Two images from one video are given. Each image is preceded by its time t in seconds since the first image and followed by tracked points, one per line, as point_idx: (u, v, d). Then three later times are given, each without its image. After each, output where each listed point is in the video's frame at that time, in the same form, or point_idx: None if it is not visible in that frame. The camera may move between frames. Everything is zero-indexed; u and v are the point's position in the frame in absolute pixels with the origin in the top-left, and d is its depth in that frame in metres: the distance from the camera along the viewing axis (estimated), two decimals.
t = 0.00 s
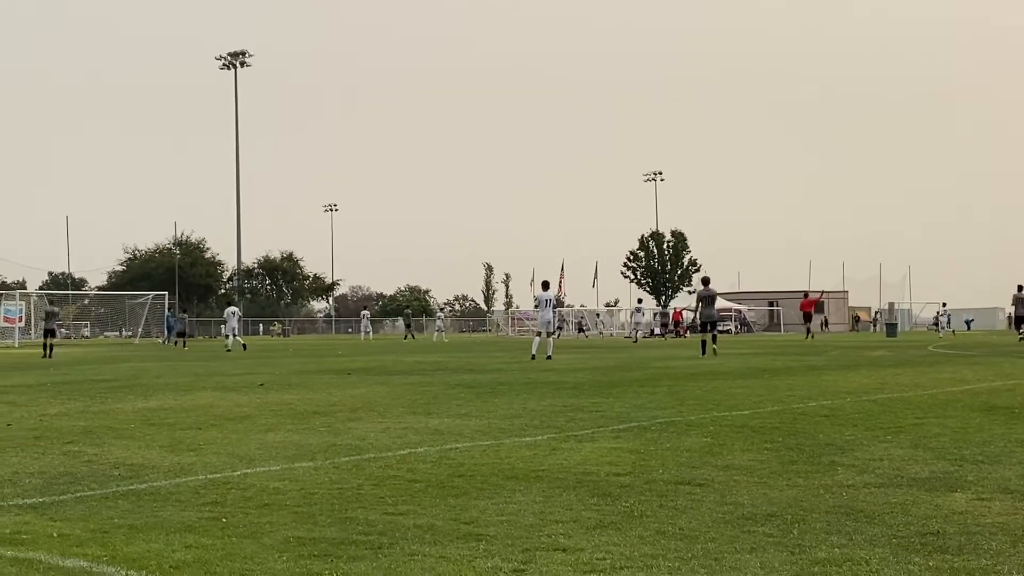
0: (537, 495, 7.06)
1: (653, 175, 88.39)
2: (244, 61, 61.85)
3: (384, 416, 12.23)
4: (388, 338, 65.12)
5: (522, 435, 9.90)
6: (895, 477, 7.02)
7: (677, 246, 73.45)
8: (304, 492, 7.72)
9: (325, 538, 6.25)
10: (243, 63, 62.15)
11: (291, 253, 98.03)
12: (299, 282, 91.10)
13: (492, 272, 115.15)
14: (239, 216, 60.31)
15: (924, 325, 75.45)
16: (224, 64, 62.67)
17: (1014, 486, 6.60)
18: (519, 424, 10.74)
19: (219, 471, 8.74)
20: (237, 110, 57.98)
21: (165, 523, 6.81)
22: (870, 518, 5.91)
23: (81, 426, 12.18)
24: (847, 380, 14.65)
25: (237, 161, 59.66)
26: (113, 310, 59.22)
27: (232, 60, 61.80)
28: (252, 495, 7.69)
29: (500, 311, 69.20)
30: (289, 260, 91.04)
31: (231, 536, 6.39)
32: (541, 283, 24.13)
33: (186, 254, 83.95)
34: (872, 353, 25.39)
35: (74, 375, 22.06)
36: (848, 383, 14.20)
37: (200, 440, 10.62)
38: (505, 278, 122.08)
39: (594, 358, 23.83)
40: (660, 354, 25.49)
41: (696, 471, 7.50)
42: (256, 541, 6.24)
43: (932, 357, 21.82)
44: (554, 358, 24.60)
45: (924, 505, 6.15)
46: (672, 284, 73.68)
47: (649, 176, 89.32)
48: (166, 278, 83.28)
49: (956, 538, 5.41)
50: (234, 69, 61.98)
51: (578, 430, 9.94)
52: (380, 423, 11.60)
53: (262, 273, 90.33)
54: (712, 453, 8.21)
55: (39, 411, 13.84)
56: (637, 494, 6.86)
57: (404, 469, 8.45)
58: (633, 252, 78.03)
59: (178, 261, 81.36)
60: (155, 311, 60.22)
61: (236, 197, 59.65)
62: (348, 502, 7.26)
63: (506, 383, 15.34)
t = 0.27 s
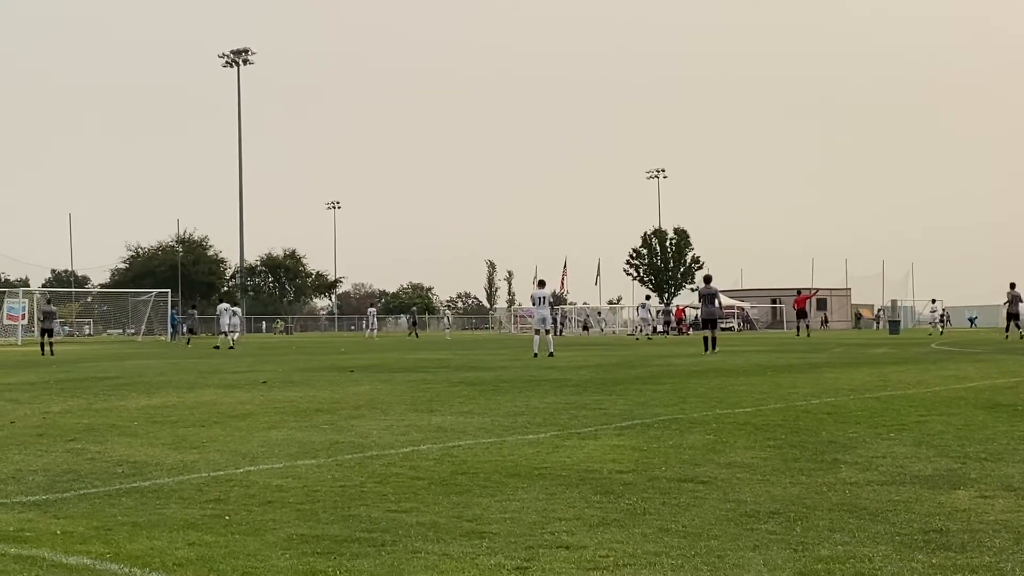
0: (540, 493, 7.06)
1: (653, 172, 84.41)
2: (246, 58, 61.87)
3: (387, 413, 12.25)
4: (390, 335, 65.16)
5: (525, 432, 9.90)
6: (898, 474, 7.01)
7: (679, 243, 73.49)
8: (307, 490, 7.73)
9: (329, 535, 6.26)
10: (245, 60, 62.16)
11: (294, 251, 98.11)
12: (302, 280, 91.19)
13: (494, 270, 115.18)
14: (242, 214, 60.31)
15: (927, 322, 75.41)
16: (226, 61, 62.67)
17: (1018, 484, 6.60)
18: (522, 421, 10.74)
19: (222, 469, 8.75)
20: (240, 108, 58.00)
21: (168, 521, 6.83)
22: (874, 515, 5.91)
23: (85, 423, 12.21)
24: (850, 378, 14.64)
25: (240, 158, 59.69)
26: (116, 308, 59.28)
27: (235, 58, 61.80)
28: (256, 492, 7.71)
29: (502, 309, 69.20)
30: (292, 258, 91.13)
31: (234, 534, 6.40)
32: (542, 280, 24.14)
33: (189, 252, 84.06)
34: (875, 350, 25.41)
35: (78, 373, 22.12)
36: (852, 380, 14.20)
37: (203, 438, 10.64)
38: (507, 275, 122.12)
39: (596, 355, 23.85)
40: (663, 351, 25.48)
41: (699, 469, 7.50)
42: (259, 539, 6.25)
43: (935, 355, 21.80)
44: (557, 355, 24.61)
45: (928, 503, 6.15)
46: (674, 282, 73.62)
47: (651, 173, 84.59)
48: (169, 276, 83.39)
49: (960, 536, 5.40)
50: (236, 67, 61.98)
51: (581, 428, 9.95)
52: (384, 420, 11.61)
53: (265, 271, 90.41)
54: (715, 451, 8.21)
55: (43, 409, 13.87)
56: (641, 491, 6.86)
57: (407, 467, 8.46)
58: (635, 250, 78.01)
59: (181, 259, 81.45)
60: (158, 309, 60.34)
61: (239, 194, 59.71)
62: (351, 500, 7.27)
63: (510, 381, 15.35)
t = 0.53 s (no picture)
0: (541, 491, 7.07)
1: (659, 168, 86.82)
2: (248, 56, 61.87)
3: (388, 411, 12.25)
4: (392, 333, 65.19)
5: (526, 431, 9.90)
6: (900, 473, 7.01)
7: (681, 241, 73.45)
8: (308, 487, 7.74)
9: (330, 533, 6.27)
10: (247, 58, 62.16)
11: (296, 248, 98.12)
12: (304, 278, 91.20)
13: (496, 268, 115.20)
14: (243, 212, 60.34)
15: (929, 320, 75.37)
16: (228, 59, 62.66)
17: (1020, 482, 6.60)
18: (524, 419, 10.74)
19: (223, 466, 8.75)
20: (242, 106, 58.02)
21: (170, 519, 6.83)
22: (875, 513, 5.91)
23: (86, 421, 12.22)
24: (852, 376, 14.64)
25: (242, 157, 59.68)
26: (118, 306, 59.40)
27: (237, 55, 61.80)
28: (257, 490, 7.71)
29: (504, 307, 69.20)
30: (293, 256, 91.13)
31: (236, 532, 6.41)
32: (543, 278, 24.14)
33: (190, 250, 84.10)
34: (877, 348, 25.38)
35: (79, 371, 22.13)
36: (854, 378, 14.20)
37: (204, 436, 10.65)
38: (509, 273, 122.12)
39: (597, 353, 23.83)
40: (664, 349, 25.49)
41: (700, 467, 7.50)
42: (261, 537, 6.26)
43: (936, 353, 21.78)
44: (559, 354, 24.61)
45: (929, 501, 6.14)
46: (676, 280, 73.58)
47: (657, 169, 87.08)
48: (171, 274, 83.44)
49: (961, 534, 5.40)
50: (238, 65, 61.98)
51: (582, 426, 9.95)
52: (385, 418, 11.61)
53: (266, 269, 90.43)
54: (716, 449, 8.21)
55: (45, 406, 13.88)
56: (642, 489, 6.87)
57: (409, 465, 8.47)
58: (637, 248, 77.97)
59: (182, 257, 81.51)
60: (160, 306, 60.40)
61: (240, 192, 59.71)
62: (352, 497, 7.28)
63: (511, 379, 15.35)
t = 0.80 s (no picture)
0: (541, 488, 7.08)
1: (659, 167, 84.20)
2: (248, 54, 61.86)
3: (388, 409, 12.26)
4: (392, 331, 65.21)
5: (526, 428, 9.91)
6: (899, 471, 7.01)
7: (681, 240, 73.49)
8: (308, 485, 7.74)
9: (330, 531, 6.27)
10: (247, 56, 62.14)
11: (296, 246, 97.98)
12: (304, 276, 91.19)
13: (496, 266, 115.26)
14: (243, 210, 60.38)
15: (929, 318, 75.32)
16: (228, 57, 62.69)
17: (1019, 481, 6.59)
18: (524, 417, 10.75)
19: (223, 464, 8.75)
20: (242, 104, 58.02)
21: (170, 516, 6.83)
22: (875, 511, 5.91)
23: (86, 418, 12.22)
24: (852, 375, 14.65)
25: (241, 155, 59.68)
26: (118, 303, 59.46)
27: (237, 53, 61.79)
28: (257, 488, 7.72)
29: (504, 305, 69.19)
30: (293, 253, 91.20)
31: (235, 529, 6.40)
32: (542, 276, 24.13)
33: (190, 248, 84.07)
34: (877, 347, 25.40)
35: (79, 368, 22.14)
36: (853, 376, 14.21)
37: (204, 433, 10.64)
38: (509, 271, 122.16)
39: (597, 351, 23.85)
40: (664, 348, 25.50)
41: (699, 465, 7.51)
42: (261, 534, 6.26)
43: (936, 351, 21.79)
44: (558, 352, 24.62)
45: (929, 499, 6.15)
46: (676, 278, 73.56)
47: (655, 168, 84.52)
48: (171, 271, 83.44)
49: (961, 532, 5.40)
50: (238, 62, 61.97)
51: (582, 424, 9.96)
52: (385, 416, 11.62)
53: (266, 266, 90.43)
54: (716, 447, 8.22)
55: (45, 404, 13.89)
56: (642, 487, 6.87)
57: (409, 462, 8.47)
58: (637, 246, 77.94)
59: (182, 255, 81.51)
60: (160, 304, 60.41)
61: (240, 190, 59.72)
62: (352, 495, 7.28)
63: (511, 377, 15.35)
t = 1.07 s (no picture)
0: (539, 487, 7.07)
1: (654, 167, 86.54)
2: (246, 52, 61.83)
3: (386, 408, 12.25)
4: (390, 330, 65.18)
5: (524, 427, 9.90)
6: (896, 470, 7.01)
7: (679, 239, 73.58)
8: (305, 484, 7.73)
9: (327, 529, 6.26)
10: (245, 54, 62.10)
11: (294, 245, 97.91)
12: (301, 275, 91.10)
13: (494, 265, 115.27)
14: (241, 209, 60.37)
15: (927, 318, 75.37)
16: (227, 56, 62.65)
17: (1017, 480, 6.59)
18: (522, 416, 10.74)
19: (221, 462, 8.74)
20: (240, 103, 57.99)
21: (167, 514, 6.82)
22: (873, 510, 5.91)
23: (83, 417, 12.20)
24: (849, 374, 14.65)
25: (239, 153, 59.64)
26: (116, 302, 59.31)
27: (235, 52, 61.73)
28: (255, 486, 7.71)
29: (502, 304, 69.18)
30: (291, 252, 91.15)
31: (232, 527, 6.40)
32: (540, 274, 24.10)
33: (188, 246, 83.98)
34: (874, 346, 25.42)
35: (77, 367, 22.11)
36: (851, 376, 14.21)
37: (202, 432, 10.63)
38: (507, 271, 122.18)
39: (595, 351, 23.85)
40: (662, 347, 25.51)
41: (697, 464, 7.50)
42: (259, 532, 6.25)
43: (934, 351, 21.80)
44: (556, 351, 24.61)
45: (927, 499, 6.15)
46: (674, 278, 73.55)
47: (652, 168, 86.81)
48: (169, 270, 83.36)
49: (959, 531, 5.40)
50: (236, 61, 61.93)
51: (580, 422, 9.95)
52: (382, 415, 11.60)
53: (264, 265, 90.36)
54: (714, 446, 8.21)
55: (42, 402, 13.86)
56: (639, 486, 6.87)
57: (406, 461, 8.46)
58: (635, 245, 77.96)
59: (180, 253, 81.43)
60: (158, 303, 60.35)
61: (238, 189, 59.68)
62: (350, 494, 7.27)
63: (509, 376, 15.34)
